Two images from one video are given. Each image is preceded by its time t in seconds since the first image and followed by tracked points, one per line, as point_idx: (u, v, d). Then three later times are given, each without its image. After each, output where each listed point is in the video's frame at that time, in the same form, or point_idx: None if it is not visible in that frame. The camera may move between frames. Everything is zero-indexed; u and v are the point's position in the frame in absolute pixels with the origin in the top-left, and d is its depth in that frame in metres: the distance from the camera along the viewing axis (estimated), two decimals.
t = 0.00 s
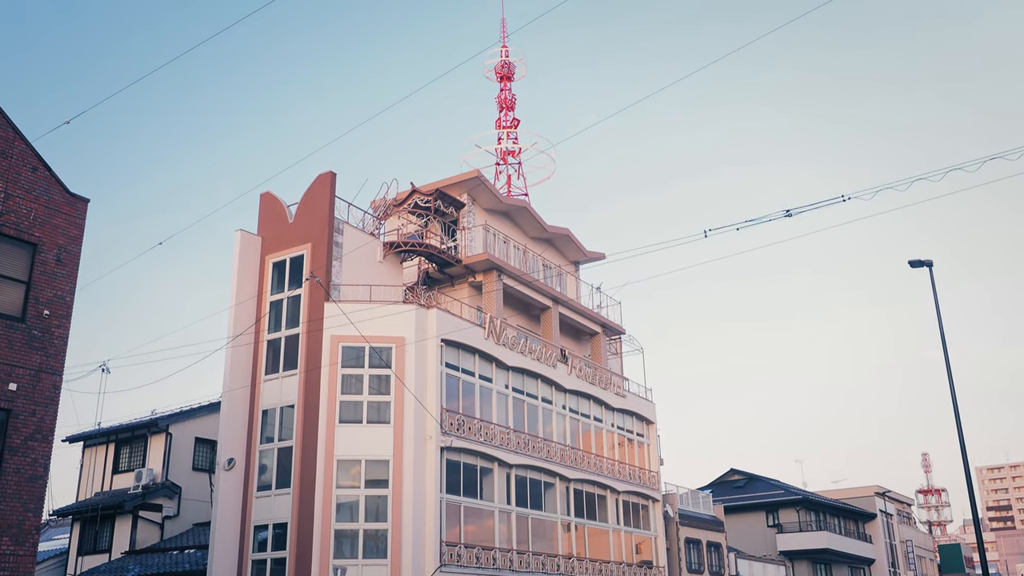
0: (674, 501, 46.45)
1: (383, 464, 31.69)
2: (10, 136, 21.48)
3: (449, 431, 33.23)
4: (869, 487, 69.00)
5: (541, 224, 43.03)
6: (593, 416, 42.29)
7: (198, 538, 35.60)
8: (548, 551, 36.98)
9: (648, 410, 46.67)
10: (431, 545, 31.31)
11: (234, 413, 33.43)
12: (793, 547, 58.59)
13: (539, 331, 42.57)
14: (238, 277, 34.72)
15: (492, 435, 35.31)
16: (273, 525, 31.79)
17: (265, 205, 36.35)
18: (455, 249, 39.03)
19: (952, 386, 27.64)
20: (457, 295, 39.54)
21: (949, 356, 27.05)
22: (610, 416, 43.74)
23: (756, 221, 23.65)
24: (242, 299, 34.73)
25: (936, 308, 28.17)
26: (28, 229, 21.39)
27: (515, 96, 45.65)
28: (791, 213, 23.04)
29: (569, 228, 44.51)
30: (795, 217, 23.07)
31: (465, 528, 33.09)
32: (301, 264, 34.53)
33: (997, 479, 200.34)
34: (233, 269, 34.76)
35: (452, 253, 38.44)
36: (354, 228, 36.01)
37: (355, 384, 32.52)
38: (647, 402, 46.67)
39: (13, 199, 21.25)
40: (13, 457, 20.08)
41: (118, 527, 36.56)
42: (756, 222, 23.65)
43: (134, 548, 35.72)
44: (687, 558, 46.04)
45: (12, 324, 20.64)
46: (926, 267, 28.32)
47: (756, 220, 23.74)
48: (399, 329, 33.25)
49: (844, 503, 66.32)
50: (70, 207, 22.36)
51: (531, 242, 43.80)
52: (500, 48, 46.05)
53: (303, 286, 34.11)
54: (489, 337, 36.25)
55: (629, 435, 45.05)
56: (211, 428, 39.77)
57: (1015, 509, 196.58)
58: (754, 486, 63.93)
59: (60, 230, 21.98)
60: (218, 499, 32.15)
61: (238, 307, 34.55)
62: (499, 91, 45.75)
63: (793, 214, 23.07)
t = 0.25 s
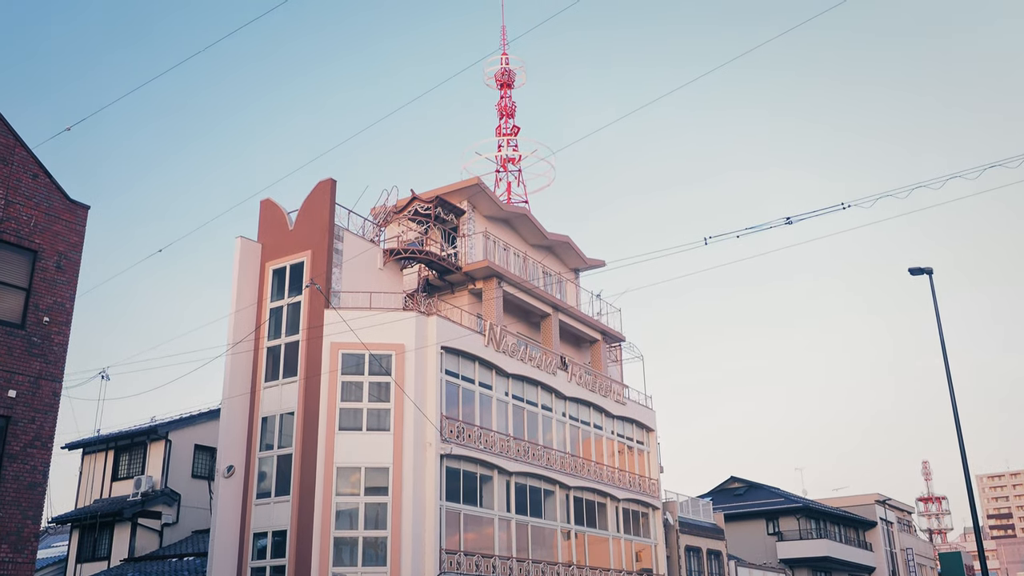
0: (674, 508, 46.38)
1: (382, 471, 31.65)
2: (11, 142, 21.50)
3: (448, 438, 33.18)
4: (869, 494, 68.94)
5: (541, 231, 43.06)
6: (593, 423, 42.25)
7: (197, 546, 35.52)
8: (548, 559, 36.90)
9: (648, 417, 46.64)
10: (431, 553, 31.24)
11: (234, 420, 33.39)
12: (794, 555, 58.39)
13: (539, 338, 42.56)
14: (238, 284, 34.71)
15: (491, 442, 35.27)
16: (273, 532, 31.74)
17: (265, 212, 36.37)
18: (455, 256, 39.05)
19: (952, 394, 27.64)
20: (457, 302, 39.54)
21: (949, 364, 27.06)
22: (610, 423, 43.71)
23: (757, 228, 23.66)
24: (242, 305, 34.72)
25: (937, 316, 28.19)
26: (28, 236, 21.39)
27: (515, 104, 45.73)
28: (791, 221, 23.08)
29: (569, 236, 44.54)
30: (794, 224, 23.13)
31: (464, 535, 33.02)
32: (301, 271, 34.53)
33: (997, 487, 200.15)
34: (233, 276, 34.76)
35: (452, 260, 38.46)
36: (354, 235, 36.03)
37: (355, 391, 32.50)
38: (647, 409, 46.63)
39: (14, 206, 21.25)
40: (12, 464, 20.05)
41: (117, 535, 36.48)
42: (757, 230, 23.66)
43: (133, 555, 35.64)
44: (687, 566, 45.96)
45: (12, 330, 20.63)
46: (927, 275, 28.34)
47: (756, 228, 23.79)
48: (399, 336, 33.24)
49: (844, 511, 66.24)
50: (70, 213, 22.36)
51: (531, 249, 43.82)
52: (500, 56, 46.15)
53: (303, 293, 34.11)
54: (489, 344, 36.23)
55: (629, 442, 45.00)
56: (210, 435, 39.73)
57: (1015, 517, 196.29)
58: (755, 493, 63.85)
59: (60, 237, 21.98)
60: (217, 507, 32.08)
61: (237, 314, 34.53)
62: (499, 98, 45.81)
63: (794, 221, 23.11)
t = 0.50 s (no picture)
0: (674, 517, 46.27)
1: (382, 480, 31.60)
2: (12, 150, 21.53)
3: (448, 447, 33.11)
4: (868, 503, 68.89)
5: (541, 239, 43.08)
6: (593, 431, 42.19)
7: (196, 554, 35.44)
8: (548, 568, 36.81)
9: (648, 426, 46.59)
10: (431, 561, 31.16)
11: (233, 428, 33.36)
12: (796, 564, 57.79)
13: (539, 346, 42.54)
14: (238, 291, 34.71)
15: (491, 450, 35.22)
16: (272, 540, 31.69)
17: (265, 220, 36.39)
18: (455, 264, 39.06)
19: (952, 401, 27.65)
20: (457, 310, 39.53)
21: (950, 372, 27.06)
22: (610, 431, 43.66)
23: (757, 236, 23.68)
24: (242, 313, 34.71)
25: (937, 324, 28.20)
26: (28, 243, 21.40)
27: (515, 112, 45.80)
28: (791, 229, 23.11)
29: (569, 244, 44.57)
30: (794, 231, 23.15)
31: (464, 544, 32.94)
32: (301, 278, 34.54)
33: (997, 496, 200.03)
34: (233, 284, 34.76)
35: (452, 268, 38.47)
36: (354, 242, 36.05)
37: (355, 399, 32.48)
38: (647, 418, 46.59)
39: (14, 213, 21.27)
40: (11, 472, 20.01)
41: (115, 543, 36.40)
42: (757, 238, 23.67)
43: (131, 563, 35.55)
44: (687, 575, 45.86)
45: (12, 338, 20.63)
46: (926, 283, 28.35)
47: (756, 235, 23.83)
48: (399, 344, 33.24)
49: (844, 520, 66.19)
50: (70, 221, 22.37)
51: (531, 257, 43.84)
52: (500, 64, 46.26)
53: (303, 300, 34.11)
54: (489, 352, 36.21)
55: (629, 450, 44.93)
56: (210, 443, 39.68)
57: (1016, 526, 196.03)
58: (755, 502, 63.77)
59: (60, 245, 21.99)
60: (216, 515, 32.01)
61: (237, 321, 34.52)
62: (499, 106, 45.90)
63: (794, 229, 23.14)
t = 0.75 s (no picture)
0: (674, 525, 46.09)
1: (381, 487, 31.56)
2: (13, 157, 21.55)
3: (448, 454, 33.05)
4: (868, 512, 68.81)
5: (541, 246, 43.10)
6: (593, 439, 42.14)
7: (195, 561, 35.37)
8: None
9: (648, 434, 46.54)
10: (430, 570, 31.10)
11: (233, 436, 33.33)
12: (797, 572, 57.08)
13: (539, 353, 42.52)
14: (238, 298, 34.71)
15: (491, 458, 35.18)
16: (271, 548, 31.68)
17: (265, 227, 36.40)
18: (456, 271, 39.08)
19: (952, 409, 27.63)
20: (457, 318, 39.51)
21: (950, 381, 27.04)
22: (611, 439, 43.61)
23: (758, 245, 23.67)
24: (242, 320, 34.71)
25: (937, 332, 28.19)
26: (28, 250, 21.40)
27: (516, 120, 45.85)
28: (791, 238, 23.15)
29: (569, 251, 44.59)
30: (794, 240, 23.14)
31: (464, 552, 32.88)
32: (301, 286, 34.55)
33: (998, 505, 199.87)
34: (233, 291, 34.76)
35: (452, 275, 38.48)
36: (354, 250, 36.06)
37: (355, 407, 32.47)
38: (648, 426, 46.55)
39: (14, 220, 21.28)
40: (11, 479, 19.98)
41: (115, 550, 36.33)
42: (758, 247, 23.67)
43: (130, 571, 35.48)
44: None
45: (11, 345, 20.64)
46: (927, 291, 28.35)
47: (756, 244, 23.86)
48: (399, 352, 33.23)
49: (844, 529, 66.09)
50: (71, 228, 22.36)
51: (531, 264, 43.85)
52: (501, 72, 46.34)
53: (303, 308, 34.10)
54: (489, 359, 36.19)
55: (630, 458, 44.86)
56: (209, 450, 39.63)
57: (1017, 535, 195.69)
58: (755, 510, 63.68)
59: (61, 251, 22.00)
60: (215, 523, 31.95)
61: (237, 329, 34.51)
62: (499, 114, 45.96)
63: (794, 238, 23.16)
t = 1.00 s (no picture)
0: (674, 532, 46.11)
1: (381, 493, 31.52)
2: (14, 162, 21.55)
3: (447, 460, 32.98)
4: (867, 519, 68.68)
5: (541, 252, 43.13)
6: (593, 445, 42.10)
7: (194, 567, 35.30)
8: None
9: (648, 440, 46.51)
10: None
11: (232, 441, 33.29)
12: None
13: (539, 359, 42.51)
14: (238, 304, 34.71)
15: (491, 464, 35.15)
16: (270, 554, 31.67)
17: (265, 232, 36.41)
18: (455, 277, 39.10)
19: (952, 415, 27.62)
20: (457, 323, 39.49)
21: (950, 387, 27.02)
22: (610, 446, 43.58)
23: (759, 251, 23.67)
24: (241, 326, 34.69)
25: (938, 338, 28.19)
26: (28, 255, 21.40)
27: (516, 126, 45.90)
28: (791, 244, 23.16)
29: (569, 257, 44.62)
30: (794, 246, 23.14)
31: (463, 558, 32.82)
32: (301, 291, 34.55)
33: (998, 512, 199.51)
34: (233, 296, 34.76)
35: (452, 281, 38.50)
36: (354, 256, 36.08)
37: (354, 412, 32.45)
38: (647, 432, 46.52)
39: (14, 225, 21.27)
40: (9, 484, 19.94)
41: (113, 556, 36.26)
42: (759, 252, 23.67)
43: None
44: None
45: (11, 349, 20.63)
46: (926, 297, 28.37)
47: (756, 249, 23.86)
48: (399, 357, 33.22)
49: (844, 536, 65.94)
50: (71, 233, 22.35)
51: (531, 270, 43.87)
52: (501, 78, 46.42)
53: (302, 313, 34.09)
54: (489, 365, 36.20)
55: (629, 465, 44.81)
56: (208, 456, 39.57)
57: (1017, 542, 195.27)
58: (755, 517, 63.57)
59: (61, 256, 21.99)
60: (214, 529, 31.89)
61: (237, 334, 34.50)
62: (499, 120, 46.03)
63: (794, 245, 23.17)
